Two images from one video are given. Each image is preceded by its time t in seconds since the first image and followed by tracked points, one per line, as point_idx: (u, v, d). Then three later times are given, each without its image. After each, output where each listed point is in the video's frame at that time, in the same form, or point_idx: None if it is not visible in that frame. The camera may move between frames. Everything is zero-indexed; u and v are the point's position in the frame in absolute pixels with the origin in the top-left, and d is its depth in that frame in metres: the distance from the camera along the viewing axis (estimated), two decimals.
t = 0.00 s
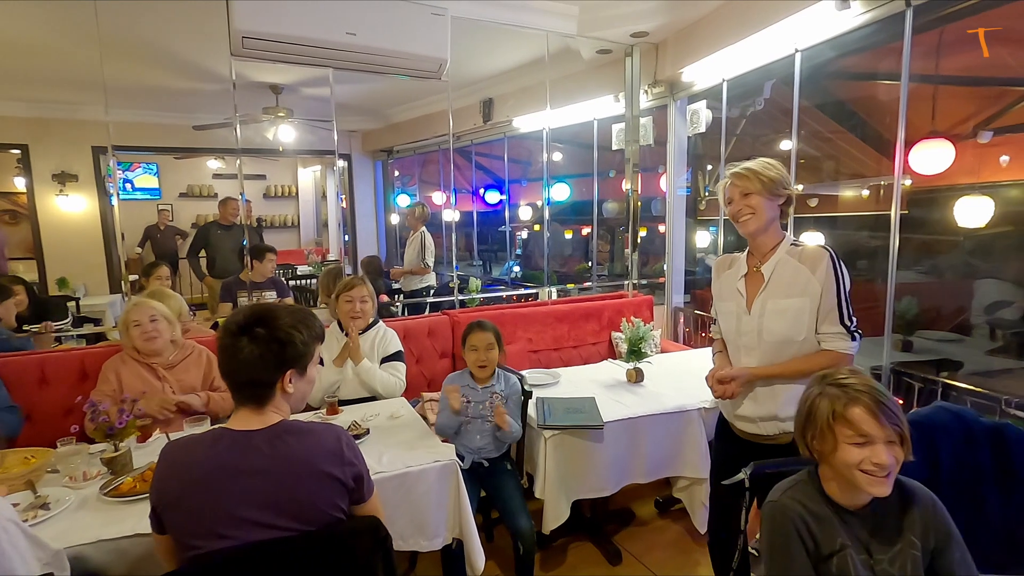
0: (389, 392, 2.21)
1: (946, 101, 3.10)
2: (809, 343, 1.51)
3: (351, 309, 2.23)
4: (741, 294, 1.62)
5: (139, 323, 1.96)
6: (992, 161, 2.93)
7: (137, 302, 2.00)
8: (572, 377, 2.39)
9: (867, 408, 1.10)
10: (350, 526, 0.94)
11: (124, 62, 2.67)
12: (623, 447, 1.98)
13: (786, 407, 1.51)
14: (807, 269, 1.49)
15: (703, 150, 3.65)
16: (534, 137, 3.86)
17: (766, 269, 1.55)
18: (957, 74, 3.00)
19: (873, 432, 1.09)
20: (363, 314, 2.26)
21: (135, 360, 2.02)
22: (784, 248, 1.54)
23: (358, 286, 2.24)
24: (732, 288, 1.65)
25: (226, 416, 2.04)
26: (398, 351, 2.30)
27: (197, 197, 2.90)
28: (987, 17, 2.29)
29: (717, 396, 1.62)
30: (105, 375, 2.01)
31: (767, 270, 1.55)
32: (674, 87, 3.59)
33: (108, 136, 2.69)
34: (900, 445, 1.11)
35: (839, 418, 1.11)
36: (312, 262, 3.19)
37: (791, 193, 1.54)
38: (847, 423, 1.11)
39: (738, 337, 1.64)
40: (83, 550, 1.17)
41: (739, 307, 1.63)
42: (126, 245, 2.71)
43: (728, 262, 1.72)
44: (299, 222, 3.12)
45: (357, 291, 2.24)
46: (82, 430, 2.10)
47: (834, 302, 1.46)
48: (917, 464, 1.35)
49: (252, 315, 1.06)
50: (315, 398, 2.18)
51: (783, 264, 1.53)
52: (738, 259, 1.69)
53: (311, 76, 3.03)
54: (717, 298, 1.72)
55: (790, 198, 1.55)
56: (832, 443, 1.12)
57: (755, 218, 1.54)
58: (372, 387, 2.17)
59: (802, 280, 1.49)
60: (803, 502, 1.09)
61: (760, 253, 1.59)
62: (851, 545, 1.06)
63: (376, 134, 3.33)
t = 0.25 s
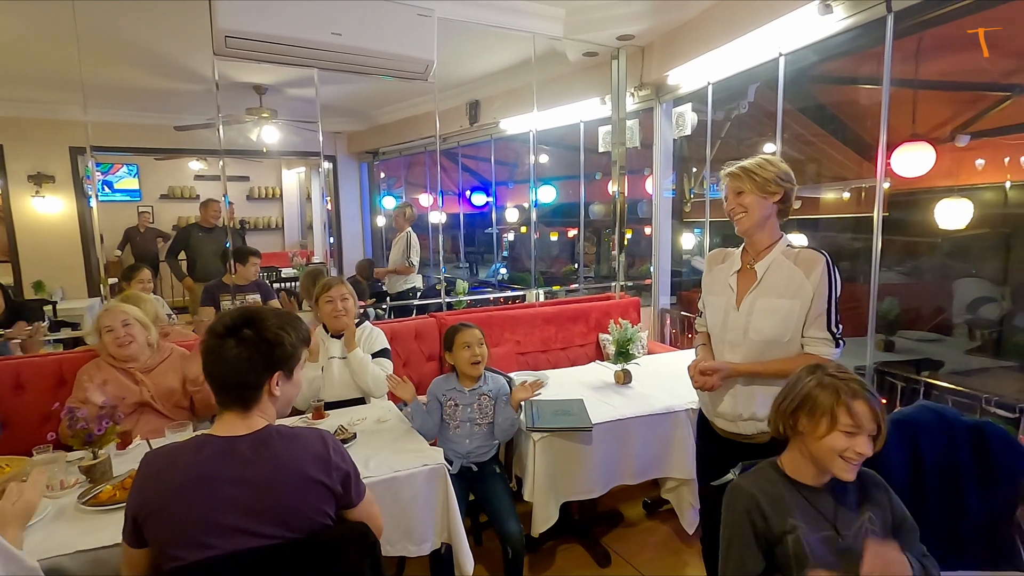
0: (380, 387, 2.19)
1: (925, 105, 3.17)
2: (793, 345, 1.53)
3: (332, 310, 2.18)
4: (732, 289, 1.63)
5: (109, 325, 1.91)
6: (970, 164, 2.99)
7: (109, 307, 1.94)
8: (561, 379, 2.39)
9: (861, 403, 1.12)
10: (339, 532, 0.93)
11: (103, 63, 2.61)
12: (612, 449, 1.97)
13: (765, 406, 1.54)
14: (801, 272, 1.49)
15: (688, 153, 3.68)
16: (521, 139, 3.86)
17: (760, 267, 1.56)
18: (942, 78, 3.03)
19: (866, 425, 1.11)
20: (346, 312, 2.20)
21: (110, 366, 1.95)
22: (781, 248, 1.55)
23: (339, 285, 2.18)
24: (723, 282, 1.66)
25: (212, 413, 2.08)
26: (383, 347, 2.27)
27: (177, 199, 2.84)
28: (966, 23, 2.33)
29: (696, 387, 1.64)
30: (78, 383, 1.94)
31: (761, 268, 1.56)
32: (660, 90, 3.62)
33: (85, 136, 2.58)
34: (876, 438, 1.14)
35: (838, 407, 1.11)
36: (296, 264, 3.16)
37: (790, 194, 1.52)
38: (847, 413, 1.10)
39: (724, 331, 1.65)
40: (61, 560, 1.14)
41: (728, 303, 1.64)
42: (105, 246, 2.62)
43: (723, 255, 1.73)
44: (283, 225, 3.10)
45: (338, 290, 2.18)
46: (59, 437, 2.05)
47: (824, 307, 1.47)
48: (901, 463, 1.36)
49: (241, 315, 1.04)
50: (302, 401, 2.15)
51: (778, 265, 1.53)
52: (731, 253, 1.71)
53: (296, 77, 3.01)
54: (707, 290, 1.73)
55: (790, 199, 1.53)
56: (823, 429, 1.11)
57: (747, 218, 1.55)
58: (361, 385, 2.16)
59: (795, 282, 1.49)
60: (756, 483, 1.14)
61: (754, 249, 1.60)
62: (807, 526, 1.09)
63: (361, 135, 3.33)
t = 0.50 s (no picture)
0: (370, 390, 2.18)
1: (911, 107, 3.21)
2: (784, 354, 1.54)
3: (320, 313, 2.15)
4: (727, 294, 1.64)
5: (94, 327, 1.88)
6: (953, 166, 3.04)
7: (95, 308, 1.91)
8: (552, 380, 2.39)
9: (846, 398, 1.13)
10: (331, 535, 0.92)
11: (86, 60, 2.56)
12: (604, 449, 1.98)
13: (748, 408, 1.55)
14: (796, 282, 1.50)
15: (678, 154, 3.71)
16: (511, 140, 3.80)
17: (756, 274, 1.57)
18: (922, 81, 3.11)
19: (850, 420, 1.12)
20: (334, 315, 2.18)
21: (95, 367, 1.94)
22: (778, 256, 1.55)
23: (324, 288, 2.17)
24: (719, 287, 1.68)
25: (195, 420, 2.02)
26: (375, 348, 2.27)
27: (166, 199, 2.77)
28: (952, 26, 2.36)
29: (687, 395, 1.65)
30: (63, 383, 1.92)
31: (756, 276, 1.56)
32: (651, 91, 3.70)
33: (71, 135, 2.55)
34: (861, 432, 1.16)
35: (825, 403, 1.12)
36: (285, 266, 3.09)
37: (787, 201, 1.51)
38: (832, 409, 1.12)
39: (716, 335, 1.67)
40: (46, 565, 1.12)
41: (722, 309, 1.65)
42: (88, 246, 2.59)
43: (719, 256, 1.75)
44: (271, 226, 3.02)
45: (324, 293, 2.16)
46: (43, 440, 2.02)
47: (816, 319, 1.49)
48: (891, 461, 1.38)
49: (233, 316, 1.02)
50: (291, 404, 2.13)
51: (774, 272, 1.54)
52: (729, 255, 1.72)
53: (286, 76, 2.98)
54: (702, 290, 1.75)
55: (787, 205, 1.52)
56: (808, 423, 1.13)
57: (742, 225, 1.56)
58: (352, 388, 2.15)
59: (789, 292, 1.50)
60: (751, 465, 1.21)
61: (752, 255, 1.61)
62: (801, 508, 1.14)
63: (349, 136, 3.23)
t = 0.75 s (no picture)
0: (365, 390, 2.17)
1: (901, 107, 3.24)
2: (774, 347, 1.54)
3: (317, 312, 2.18)
4: (720, 289, 1.65)
5: (83, 328, 1.86)
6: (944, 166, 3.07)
7: (86, 307, 1.89)
8: (548, 378, 2.39)
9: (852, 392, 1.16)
10: (329, 535, 0.91)
11: (77, 57, 2.52)
12: (600, 447, 1.98)
13: (741, 405, 1.54)
14: (785, 275, 1.49)
15: (673, 154, 3.74)
16: (506, 139, 3.80)
17: (747, 269, 1.57)
18: (913, 81, 3.14)
19: (858, 412, 1.14)
20: (331, 313, 2.22)
21: (88, 367, 1.91)
22: (769, 250, 1.54)
23: (322, 286, 2.18)
24: (712, 282, 1.69)
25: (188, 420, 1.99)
26: (370, 347, 2.28)
27: (155, 197, 2.75)
28: (944, 27, 2.39)
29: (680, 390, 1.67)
30: (54, 385, 1.89)
31: (746, 271, 1.56)
32: (645, 90, 3.65)
33: (61, 132, 2.51)
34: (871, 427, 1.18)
35: (832, 397, 1.15)
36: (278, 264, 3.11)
37: (777, 197, 1.51)
38: (839, 402, 1.14)
39: (710, 330, 1.68)
40: (39, 568, 1.10)
41: (716, 304, 1.66)
42: (77, 244, 2.53)
43: (717, 252, 1.75)
44: (263, 224, 3.05)
45: (321, 291, 2.18)
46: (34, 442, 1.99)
47: (807, 311, 1.47)
48: (885, 458, 1.39)
49: (236, 314, 1.02)
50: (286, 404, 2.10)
51: (764, 266, 1.53)
52: (724, 251, 1.72)
53: (281, 74, 2.96)
54: (700, 287, 1.76)
55: (778, 201, 1.52)
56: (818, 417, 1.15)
57: (733, 222, 1.57)
58: (346, 388, 2.14)
59: (779, 286, 1.50)
60: (760, 459, 1.22)
61: (745, 251, 1.61)
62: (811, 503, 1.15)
63: (342, 135, 3.23)
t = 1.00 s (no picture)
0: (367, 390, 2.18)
1: (901, 107, 3.25)
2: (776, 345, 1.54)
3: (324, 309, 2.16)
4: (719, 291, 1.66)
5: (88, 330, 1.86)
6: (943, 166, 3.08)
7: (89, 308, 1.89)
8: (550, 378, 2.40)
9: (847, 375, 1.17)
10: (335, 532, 0.92)
11: (77, 58, 2.52)
12: (602, 446, 1.99)
13: (747, 406, 1.55)
14: (780, 271, 1.50)
15: (673, 154, 3.75)
16: (506, 139, 3.81)
17: (743, 268, 1.58)
18: (912, 81, 3.15)
19: (857, 394, 1.16)
20: (338, 312, 2.19)
21: (91, 368, 1.92)
22: (765, 247, 1.55)
23: (331, 284, 2.18)
24: (712, 284, 1.70)
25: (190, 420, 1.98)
26: (371, 348, 2.27)
27: (154, 198, 2.73)
28: (943, 27, 2.39)
29: (683, 391, 1.68)
30: (58, 385, 1.90)
31: (743, 270, 1.58)
32: (645, 90, 3.67)
33: (63, 134, 2.52)
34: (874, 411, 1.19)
35: (829, 385, 1.16)
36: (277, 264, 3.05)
37: (765, 198, 1.51)
38: (837, 388, 1.16)
39: (711, 331, 1.69)
40: (46, 567, 1.10)
41: (716, 304, 1.67)
42: (77, 244, 2.53)
43: (717, 255, 1.75)
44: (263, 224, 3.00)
45: (331, 289, 2.17)
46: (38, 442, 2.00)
47: (805, 305, 1.47)
48: (885, 455, 1.40)
49: (244, 313, 1.02)
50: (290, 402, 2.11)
51: (760, 264, 1.54)
52: (725, 253, 1.72)
53: (283, 74, 2.97)
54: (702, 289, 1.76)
55: (766, 202, 1.52)
56: (820, 408, 1.16)
57: (725, 227, 1.58)
58: (349, 388, 2.15)
59: (774, 283, 1.51)
60: (772, 457, 1.21)
61: (741, 251, 1.61)
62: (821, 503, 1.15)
63: (342, 135, 3.21)
